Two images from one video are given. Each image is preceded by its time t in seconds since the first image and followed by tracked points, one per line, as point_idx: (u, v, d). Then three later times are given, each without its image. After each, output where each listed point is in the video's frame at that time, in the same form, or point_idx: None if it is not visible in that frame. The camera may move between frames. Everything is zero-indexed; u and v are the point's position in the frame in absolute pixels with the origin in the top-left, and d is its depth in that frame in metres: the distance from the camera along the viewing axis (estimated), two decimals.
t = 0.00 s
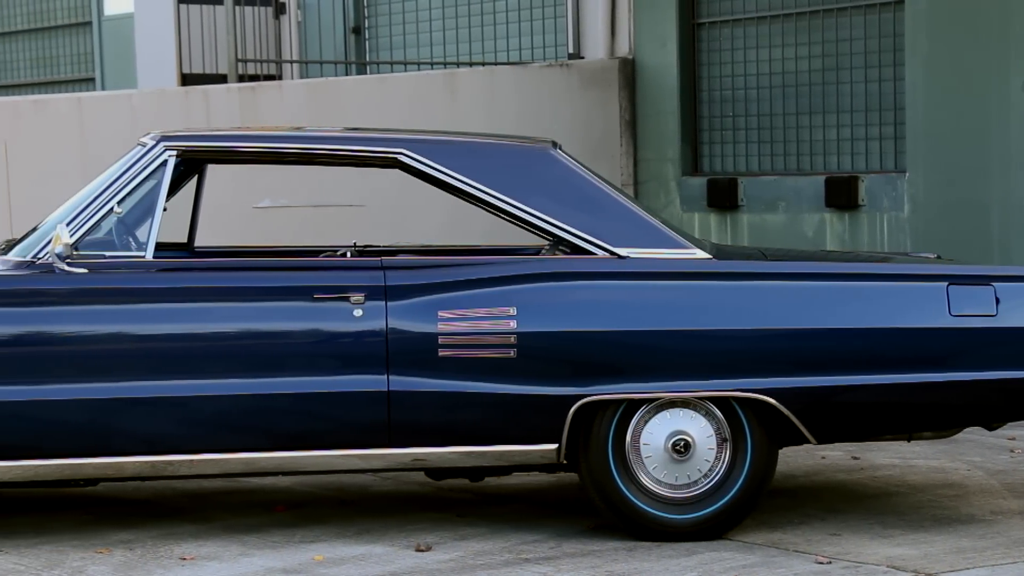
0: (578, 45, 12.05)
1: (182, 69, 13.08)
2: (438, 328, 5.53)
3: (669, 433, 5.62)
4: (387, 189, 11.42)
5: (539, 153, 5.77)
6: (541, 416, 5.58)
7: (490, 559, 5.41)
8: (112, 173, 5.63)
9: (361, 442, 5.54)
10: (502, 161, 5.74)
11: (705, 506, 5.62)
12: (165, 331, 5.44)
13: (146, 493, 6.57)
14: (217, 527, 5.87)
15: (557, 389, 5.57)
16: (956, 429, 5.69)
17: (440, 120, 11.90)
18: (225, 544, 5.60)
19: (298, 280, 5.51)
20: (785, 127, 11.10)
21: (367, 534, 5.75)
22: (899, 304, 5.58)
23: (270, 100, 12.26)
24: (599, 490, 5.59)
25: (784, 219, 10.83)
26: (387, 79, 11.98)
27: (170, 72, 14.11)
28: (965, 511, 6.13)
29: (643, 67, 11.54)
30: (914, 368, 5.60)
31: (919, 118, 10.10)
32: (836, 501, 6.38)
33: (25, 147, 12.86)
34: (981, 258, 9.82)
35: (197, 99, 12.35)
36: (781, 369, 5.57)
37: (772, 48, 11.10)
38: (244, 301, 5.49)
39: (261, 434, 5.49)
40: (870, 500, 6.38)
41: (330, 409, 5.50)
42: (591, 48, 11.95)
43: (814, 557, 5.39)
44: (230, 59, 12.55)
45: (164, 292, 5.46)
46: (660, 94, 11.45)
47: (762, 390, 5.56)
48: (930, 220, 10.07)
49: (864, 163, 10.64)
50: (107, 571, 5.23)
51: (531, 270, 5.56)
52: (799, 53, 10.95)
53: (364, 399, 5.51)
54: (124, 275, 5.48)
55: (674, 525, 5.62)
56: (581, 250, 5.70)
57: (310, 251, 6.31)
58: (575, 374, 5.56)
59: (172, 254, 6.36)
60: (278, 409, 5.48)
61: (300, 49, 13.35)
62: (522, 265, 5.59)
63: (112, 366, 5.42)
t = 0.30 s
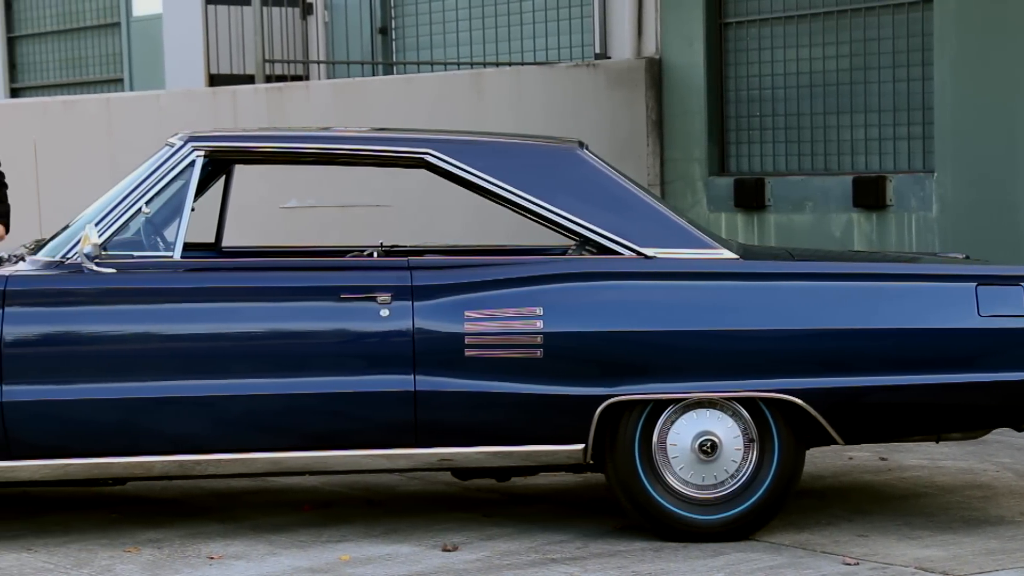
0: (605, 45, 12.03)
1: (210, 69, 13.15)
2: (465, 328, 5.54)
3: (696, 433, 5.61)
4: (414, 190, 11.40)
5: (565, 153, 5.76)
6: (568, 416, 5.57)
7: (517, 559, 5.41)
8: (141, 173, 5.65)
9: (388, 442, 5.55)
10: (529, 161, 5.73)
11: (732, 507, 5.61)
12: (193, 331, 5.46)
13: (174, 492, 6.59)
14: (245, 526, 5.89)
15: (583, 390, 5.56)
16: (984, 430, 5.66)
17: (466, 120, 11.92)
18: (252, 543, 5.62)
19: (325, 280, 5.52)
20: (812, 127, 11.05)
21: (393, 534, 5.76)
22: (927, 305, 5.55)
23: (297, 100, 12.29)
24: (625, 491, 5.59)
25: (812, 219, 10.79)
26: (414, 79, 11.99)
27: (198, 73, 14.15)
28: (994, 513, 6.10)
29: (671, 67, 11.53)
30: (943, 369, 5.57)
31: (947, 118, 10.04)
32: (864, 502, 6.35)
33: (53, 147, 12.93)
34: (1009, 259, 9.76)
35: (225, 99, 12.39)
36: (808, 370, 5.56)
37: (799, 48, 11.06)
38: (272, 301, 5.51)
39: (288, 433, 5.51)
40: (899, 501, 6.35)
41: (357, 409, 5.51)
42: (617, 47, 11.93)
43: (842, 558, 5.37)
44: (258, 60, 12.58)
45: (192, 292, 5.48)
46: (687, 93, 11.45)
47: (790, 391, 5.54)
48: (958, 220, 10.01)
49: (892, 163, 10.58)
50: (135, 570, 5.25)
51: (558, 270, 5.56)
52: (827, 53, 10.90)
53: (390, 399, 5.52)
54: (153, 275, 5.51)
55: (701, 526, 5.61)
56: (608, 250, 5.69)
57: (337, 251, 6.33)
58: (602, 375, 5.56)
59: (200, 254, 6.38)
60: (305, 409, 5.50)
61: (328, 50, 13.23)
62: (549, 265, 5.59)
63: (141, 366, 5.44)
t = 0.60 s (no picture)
0: (634, 44, 12.03)
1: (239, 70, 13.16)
2: (493, 328, 5.54)
3: (725, 433, 5.59)
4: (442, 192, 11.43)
5: (594, 153, 5.76)
6: (597, 416, 5.57)
7: (546, 559, 5.41)
8: (171, 173, 5.68)
9: (416, 442, 5.56)
10: (557, 161, 5.73)
11: (761, 508, 5.59)
12: (222, 331, 5.48)
13: (204, 491, 6.62)
14: (274, 525, 5.91)
15: (612, 390, 5.56)
16: (1015, 431, 5.63)
17: (494, 120, 11.90)
18: (281, 542, 5.63)
19: (354, 280, 5.54)
20: (842, 127, 11.01)
21: (422, 533, 5.77)
22: (957, 305, 5.52)
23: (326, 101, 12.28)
24: (654, 491, 5.58)
25: (841, 219, 10.75)
26: (442, 80, 12.00)
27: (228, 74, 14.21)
28: None
29: (700, 67, 11.55)
30: (973, 370, 5.54)
31: (978, 117, 9.97)
32: (893, 503, 6.32)
33: (83, 148, 12.98)
34: None
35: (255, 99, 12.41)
36: (838, 371, 5.53)
37: (829, 48, 11.02)
38: (301, 300, 5.52)
39: (317, 433, 5.52)
40: (929, 503, 6.32)
41: (385, 409, 5.52)
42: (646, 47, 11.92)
43: (872, 559, 5.35)
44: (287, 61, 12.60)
45: (222, 292, 5.50)
46: (716, 93, 11.46)
47: (819, 392, 5.52)
48: (989, 220, 9.95)
49: (922, 163, 10.53)
50: (165, 569, 5.28)
51: (587, 270, 5.56)
52: (857, 52, 10.86)
53: (419, 398, 5.53)
54: (183, 275, 5.53)
55: (729, 526, 5.59)
56: (636, 251, 5.68)
57: (365, 251, 6.33)
58: (630, 375, 5.56)
59: (228, 253, 6.40)
60: (334, 409, 5.51)
61: (356, 50, 13.36)
62: (578, 265, 5.59)
63: (171, 366, 5.47)
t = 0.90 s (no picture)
0: (665, 45, 12.00)
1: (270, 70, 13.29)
2: (523, 328, 5.55)
3: (755, 434, 5.58)
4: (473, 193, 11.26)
5: (624, 153, 5.76)
6: (628, 417, 5.56)
7: (576, 559, 5.41)
8: (202, 173, 5.70)
9: (447, 442, 5.57)
10: (588, 160, 5.73)
11: (793, 508, 5.58)
12: (253, 331, 5.50)
13: (235, 490, 6.64)
14: (305, 524, 5.92)
15: (642, 390, 5.55)
16: None
17: (524, 120, 11.87)
18: (312, 542, 5.65)
19: (385, 280, 5.55)
20: (873, 127, 10.96)
21: (452, 533, 5.77)
22: (990, 306, 5.50)
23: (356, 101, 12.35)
24: (684, 491, 5.57)
25: (873, 219, 10.71)
26: (472, 80, 11.99)
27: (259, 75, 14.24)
28: None
29: (730, 66, 11.50)
30: (1006, 371, 5.51)
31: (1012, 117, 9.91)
32: (926, 505, 6.29)
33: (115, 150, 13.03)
34: None
35: (286, 100, 12.49)
36: (869, 371, 5.52)
37: (861, 47, 10.98)
38: (332, 301, 5.54)
39: (347, 433, 5.54)
40: (962, 504, 6.29)
41: (415, 409, 5.53)
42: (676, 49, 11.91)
43: (904, 560, 5.33)
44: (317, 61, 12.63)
45: (253, 292, 5.52)
46: (746, 92, 11.42)
47: (850, 393, 5.50)
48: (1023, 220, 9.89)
49: (954, 163, 10.47)
50: (197, 568, 5.30)
51: (617, 270, 5.56)
52: (889, 51, 10.82)
53: (449, 398, 5.53)
54: (214, 275, 5.54)
55: (760, 527, 5.58)
56: (667, 250, 5.67)
57: (396, 251, 6.34)
58: (660, 375, 5.55)
59: (259, 253, 6.41)
60: (365, 409, 5.52)
61: (388, 51, 13.39)
62: (608, 265, 5.59)
63: (203, 366, 5.49)
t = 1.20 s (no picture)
0: (700, 45, 11.97)
1: (306, 71, 13.20)
2: (558, 329, 5.55)
3: (791, 435, 5.56)
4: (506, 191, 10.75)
5: (658, 153, 5.75)
6: (663, 417, 5.56)
7: (611, 560, 5.41)
8: (239, 174, 5.72)
9: (482, 442, 5.57)
10: (623, 161, 5.72)
11: (829, 510, 5.56)
12: (289, 331, 5.51)
13: (270, 490, 6.66)
14: (341, 524, 5.94)
15: (677, 391, 5.55)
16: None
17: (558, 121, 11.78)
18: (348, 541, 5.66)
19: (420, 280, 5.56)
20: (910, 127, 10.92)
21: (487, 533, 5.78)
22: None
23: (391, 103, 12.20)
24: (719, 492, 5.55)
25: (910, 219, 10.67)
26: (506, 80, 11.90)
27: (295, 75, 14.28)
28: None
29: (765, 65, 11.52)
30: None
31: None
32: (964, 506, 6.26)
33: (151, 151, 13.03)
34: None
35: (320, 100, 12.32)
36: (906, 372, 5.50)
37: (898, 46, 10.93)
38: (367, 301, 5.55)
39: (382, 433, 5.55)
40: (1000, 506, 6.26)
41: (451, 409, 5.54)
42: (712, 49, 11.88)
43: (941, 562, 5.31)
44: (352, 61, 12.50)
45: (288, 292, 5.53)
46: (781, 92, 11.42)
47: (887, 393, 5.48)
48: None
49: (993, 162, 10.41)
50: (233, 567, 5.32)
51: (652, 270, 5.56)
52: (926, 51, 10.76)
53: (485, 398, 5.54)
54: (250, 275, 5.56)
55: (796, 528, 5.56)
56: (701, 251, 5.66)
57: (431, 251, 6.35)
58: (695, 376, 5.54)
59: (295, 253, 6.43)
60: (400, 409, 5.53)
61: (422, 51, 13.26)
62: (643, 265, 5.58)
63: (239, 365, 5.51)
